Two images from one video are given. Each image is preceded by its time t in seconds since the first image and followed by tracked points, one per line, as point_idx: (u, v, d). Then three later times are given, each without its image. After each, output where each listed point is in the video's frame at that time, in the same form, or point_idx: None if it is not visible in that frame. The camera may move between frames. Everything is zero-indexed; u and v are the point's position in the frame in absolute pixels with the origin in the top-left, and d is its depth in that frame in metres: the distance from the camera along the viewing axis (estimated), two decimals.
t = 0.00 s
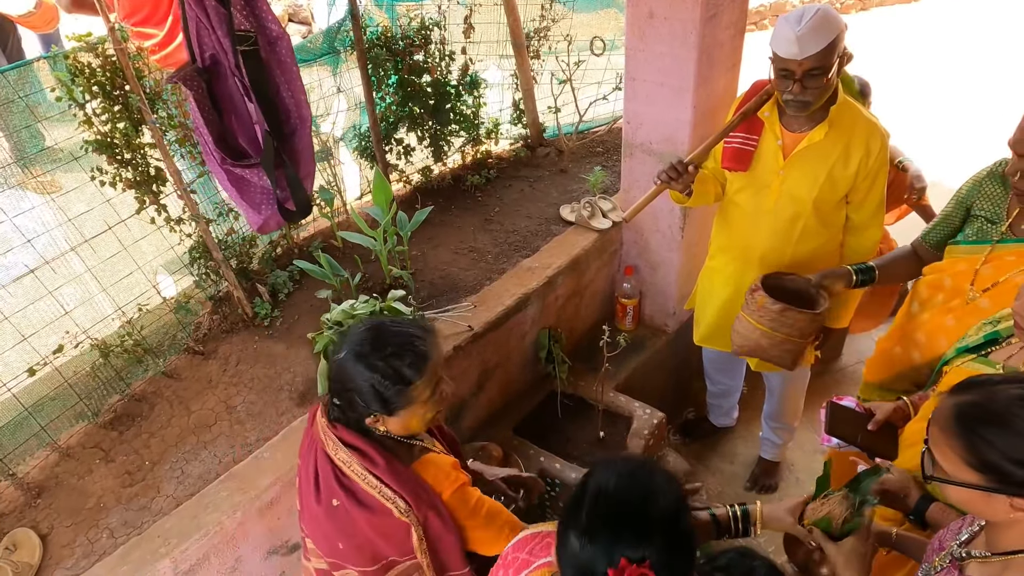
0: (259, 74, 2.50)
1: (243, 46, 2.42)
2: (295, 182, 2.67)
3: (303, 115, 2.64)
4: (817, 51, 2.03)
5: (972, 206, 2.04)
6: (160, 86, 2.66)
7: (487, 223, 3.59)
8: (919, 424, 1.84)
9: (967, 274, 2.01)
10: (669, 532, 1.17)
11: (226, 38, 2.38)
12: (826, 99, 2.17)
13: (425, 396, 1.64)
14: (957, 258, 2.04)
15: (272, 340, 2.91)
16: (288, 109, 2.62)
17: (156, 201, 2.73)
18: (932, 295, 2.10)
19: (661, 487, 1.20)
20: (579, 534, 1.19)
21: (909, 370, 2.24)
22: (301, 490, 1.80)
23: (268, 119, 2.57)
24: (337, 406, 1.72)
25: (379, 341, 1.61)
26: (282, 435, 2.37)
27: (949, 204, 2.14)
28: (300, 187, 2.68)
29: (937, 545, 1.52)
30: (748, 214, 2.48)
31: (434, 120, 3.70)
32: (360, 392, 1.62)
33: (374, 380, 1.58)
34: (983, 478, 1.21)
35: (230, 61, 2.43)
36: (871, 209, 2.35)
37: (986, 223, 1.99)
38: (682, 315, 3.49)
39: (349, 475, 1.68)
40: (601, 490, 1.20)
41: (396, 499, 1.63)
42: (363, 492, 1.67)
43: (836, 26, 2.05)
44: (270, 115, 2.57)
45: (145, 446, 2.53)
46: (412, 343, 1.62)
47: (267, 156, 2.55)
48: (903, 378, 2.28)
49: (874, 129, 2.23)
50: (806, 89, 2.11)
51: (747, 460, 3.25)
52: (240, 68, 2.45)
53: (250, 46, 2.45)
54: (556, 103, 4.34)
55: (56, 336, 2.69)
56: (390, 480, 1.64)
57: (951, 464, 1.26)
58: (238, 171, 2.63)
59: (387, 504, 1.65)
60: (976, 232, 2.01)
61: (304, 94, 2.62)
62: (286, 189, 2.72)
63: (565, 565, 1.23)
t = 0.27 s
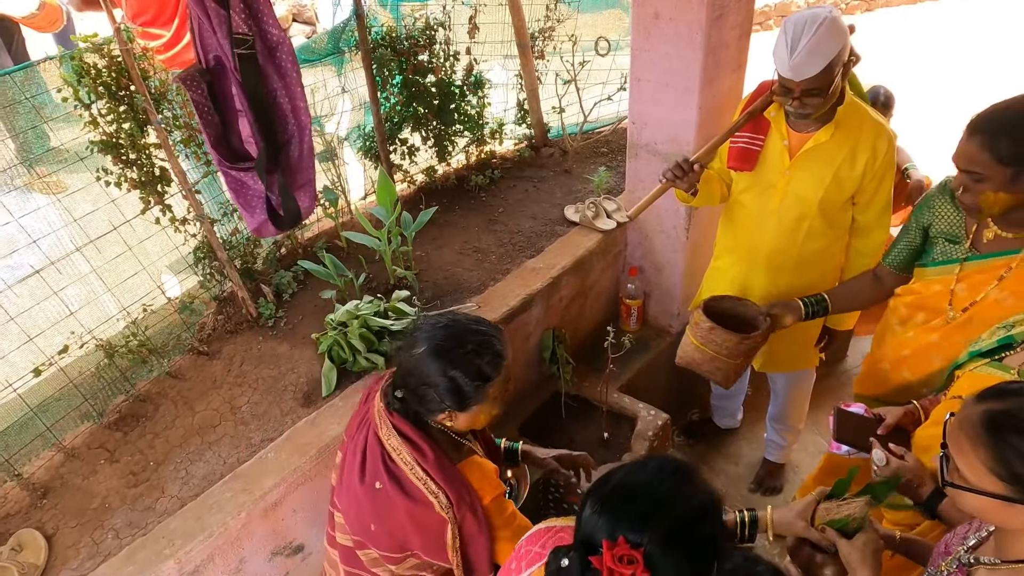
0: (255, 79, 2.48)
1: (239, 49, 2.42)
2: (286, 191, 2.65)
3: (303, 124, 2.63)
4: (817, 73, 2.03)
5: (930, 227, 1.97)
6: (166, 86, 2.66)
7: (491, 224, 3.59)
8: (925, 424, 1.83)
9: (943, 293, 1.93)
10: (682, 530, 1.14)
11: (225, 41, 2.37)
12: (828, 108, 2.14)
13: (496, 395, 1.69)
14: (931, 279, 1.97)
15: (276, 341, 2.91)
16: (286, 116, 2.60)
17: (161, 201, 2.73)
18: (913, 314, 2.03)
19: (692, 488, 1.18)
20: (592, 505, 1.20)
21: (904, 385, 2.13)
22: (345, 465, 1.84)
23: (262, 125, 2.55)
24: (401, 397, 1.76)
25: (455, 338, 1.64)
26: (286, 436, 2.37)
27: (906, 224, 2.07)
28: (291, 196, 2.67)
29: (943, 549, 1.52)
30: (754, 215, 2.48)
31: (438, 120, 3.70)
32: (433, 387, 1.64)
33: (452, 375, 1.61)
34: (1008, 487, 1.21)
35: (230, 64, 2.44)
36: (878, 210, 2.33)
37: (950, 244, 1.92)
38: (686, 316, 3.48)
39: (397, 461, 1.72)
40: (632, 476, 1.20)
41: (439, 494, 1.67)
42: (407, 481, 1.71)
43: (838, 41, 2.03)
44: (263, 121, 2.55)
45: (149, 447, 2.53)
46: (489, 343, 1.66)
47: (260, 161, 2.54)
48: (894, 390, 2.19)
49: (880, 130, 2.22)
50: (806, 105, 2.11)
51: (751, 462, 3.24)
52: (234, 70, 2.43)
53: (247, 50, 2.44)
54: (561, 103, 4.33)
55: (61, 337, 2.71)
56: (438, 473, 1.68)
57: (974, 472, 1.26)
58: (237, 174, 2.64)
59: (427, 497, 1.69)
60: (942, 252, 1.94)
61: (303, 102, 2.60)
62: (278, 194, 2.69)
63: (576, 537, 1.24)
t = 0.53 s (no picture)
0: (252, 78, 2.48)
1: (239, 49, 2.42)
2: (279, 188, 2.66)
3: (301, 127, 2.65)
4: (805, 80, 2.05)
5: (869, 247, 2.03)
6: (172, 84, 2.67)
7: (495, 223, 3.58)
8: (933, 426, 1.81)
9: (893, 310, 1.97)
10: (697, 536, 1.13)
11: (225, 40, 2.38)
12: (819, 113, 2.13)
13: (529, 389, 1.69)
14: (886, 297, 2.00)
15: (281, 339, 2.91)
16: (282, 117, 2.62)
17: (166, 199, 2.74)
18: (875, 333, 2.05)
19: (714, 497, 1.16)
20: (609, 500, 1.21)
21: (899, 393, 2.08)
22: (375, 452, 1.86)
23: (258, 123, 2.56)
24: (433, 391, 1.77)
25: (492, 334, 1.65)
26: (291, 435, 2.37)
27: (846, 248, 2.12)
28: (285, 197, 2.69)
29: (954, 554, 1.53)
30: (760, 214, 2.47)
31: (443, 119, 3.70)
32: (469, 382, 1.64)
33: (488, 370, 1.61)
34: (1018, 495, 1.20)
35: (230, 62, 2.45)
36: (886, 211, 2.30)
37: (891, 263, 1.97)
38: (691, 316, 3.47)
39: (427, 451, 1.73)
40: (653, 478, 1.20)
41: (467, 487, 1.66)
42: (437, 470, 1.71)
43: (833, 47, 2.03)
44: (260, 120, 2.56)
45: (154, 445, 2.54)
46: (524, 339, 1.66)
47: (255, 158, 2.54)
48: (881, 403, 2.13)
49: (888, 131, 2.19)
50: (795, 109, 2.14)
51: (756, 462, 3.23)
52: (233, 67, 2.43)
53: (246, 50, 2.44)
54: (566, 102, 4.32)
55: (66, 335, 2.67)
56: (467, 465, 1.68)
57: (984, 480, 1.26)
58: (234, 170, 2.63)
59: (455, 488, 1.69)
60: (886, 270, 2.00)
61: (301, 103, 2.62)
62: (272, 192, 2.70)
63: (590, 531, 1.25)
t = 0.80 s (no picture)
0: (261, 74, 2.49)
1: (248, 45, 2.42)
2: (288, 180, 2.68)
3: (306, 119, 2.64)
4: (796, 83, 2.04)
5: (824, 261, 2.16)
6: (176, 82, 2.66)
7: (499, 221, 3.58)
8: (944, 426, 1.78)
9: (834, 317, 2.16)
10: (700, 540, 1.13)
11: (232, 36, 2.37)
12: (815, 114, 2.12)
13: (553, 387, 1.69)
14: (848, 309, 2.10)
15: (284, 336, 2.91)
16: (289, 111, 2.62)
17: (170, 197, 2.74)
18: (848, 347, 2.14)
19: (715, 502, 1.17)
20: (613, 501, 1.21)
21: (885, 404, 2.13)
22: (397, 444, 1.87)
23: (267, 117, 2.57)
24: (457, 385, 1.79)
25: (518, 332, 1.64)
26: (294, 432, 2.37)
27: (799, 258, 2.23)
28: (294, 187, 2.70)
29: (959, 557, 1.53)
30: (763, 213, 2.46)
31: (447, 116, 3.69)
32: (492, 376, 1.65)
33: (514, 367, 1.61)
34: (1017, 502, 1.20)
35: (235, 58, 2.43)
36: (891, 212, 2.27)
37: (852, 277, 2.09)
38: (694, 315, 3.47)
39: (452, 442, 1.74)
40: (656, 480, 1.20)
41: (491, 478, 1.68)
42: (461, 462, 1.73)
43: (828, 51, 2.02)
44: (268, 113, 2.57)
45: (158, 442, 2.54)
46: (549, 336, 1.67)
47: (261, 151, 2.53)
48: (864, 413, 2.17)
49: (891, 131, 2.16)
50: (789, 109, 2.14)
51: (758, 461, 3.23)
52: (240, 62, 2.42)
53: (255, 45, 2.44)
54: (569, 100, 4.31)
55: (70, 332, 2.67)
56: (490, 457, 1.69)
57: (985, 488, 1.25)
58: (238, 164, 2.63)
59: (478, 480, 1.70)
60: (847, 283, 2.12)
61: (307, 97, 2.62)
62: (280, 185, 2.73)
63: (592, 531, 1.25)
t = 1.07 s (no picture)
0: (275, 63, 2.50)
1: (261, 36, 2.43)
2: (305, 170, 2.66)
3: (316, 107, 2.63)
4: (794, 81, 2.03)
5: (803, 265, 2.18)
6: (179, 75, 2.65)
7: (503, 217, 3.57)
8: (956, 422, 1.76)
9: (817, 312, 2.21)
10: (706, 548, 1.12)
11: (243, 27, 2.37)
12: (817, 111, 2.10)
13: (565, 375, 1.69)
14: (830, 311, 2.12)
15: (288, 332, 2.91)
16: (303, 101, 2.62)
17: (174, 191, 2.73)
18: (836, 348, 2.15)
19: (720, 509, 1.16)
20: (617, 507, 1.20)
21: (877, 404, 2.10)
22: (406, 438, 1.87)
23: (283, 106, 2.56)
24: (468, 375, 1.78)
25: (531, 320, 1.65)
26: (297, 428, 2.36)
27: (777, 260, 2.27)
28: (312, 174, 2.68)
29: (965, 557, 1.52)
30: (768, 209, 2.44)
31: (451, 112, 3.68)
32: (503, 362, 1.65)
33: (526, 354, 1.62)
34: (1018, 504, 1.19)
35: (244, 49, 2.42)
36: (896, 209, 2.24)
37: (829, 281, 2.11)
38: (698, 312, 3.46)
39: (463, 434, 1.74)
40: (661, 486, 1.20)
41: (503, 470, 1.68)
42: (472, 454, 1.73)
43: (827, 48, 1.99)
44: (285, 106, 2.56)
45: (161, 436, 2.54)
46: (561, 326, 1.67)
47: (277, 143, 2.52)
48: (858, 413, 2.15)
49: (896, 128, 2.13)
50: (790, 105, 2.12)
51: (762, 459, 3.22)
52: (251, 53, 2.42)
53: (267, 35, 2.45)
54: (574, 95, 4.30)
55: (74, 326, 2.67)
56: (501, 448, 1.70)
57: (987, 490, 1.24)
58: (249, 158, 2.64)
59: (490, 471, 1.70)
60: (825, 285, 2.14)
61: (318, 86, 2.62)
62: (297, 177, 2.72)
63: (596, 538, 1.24)
